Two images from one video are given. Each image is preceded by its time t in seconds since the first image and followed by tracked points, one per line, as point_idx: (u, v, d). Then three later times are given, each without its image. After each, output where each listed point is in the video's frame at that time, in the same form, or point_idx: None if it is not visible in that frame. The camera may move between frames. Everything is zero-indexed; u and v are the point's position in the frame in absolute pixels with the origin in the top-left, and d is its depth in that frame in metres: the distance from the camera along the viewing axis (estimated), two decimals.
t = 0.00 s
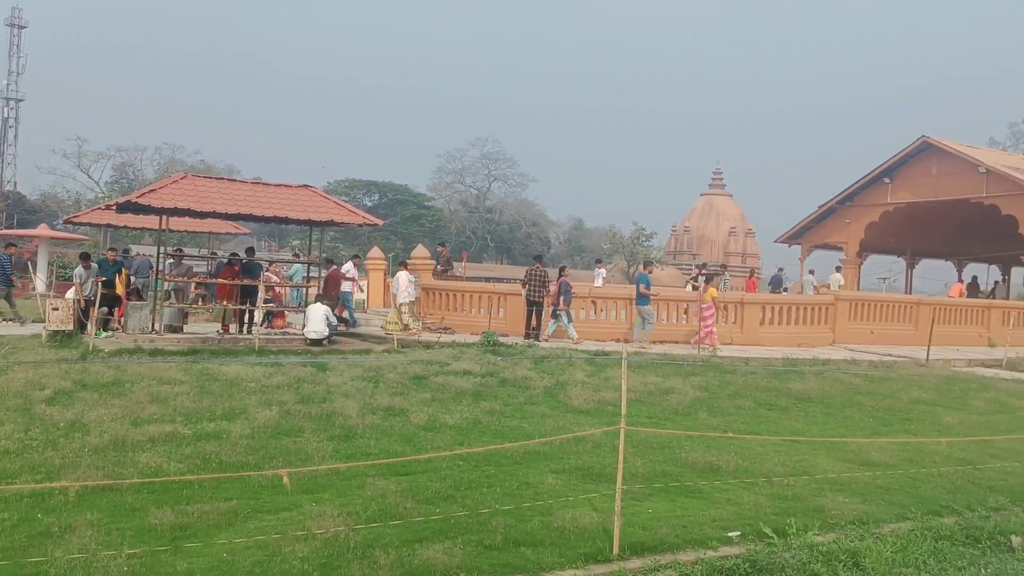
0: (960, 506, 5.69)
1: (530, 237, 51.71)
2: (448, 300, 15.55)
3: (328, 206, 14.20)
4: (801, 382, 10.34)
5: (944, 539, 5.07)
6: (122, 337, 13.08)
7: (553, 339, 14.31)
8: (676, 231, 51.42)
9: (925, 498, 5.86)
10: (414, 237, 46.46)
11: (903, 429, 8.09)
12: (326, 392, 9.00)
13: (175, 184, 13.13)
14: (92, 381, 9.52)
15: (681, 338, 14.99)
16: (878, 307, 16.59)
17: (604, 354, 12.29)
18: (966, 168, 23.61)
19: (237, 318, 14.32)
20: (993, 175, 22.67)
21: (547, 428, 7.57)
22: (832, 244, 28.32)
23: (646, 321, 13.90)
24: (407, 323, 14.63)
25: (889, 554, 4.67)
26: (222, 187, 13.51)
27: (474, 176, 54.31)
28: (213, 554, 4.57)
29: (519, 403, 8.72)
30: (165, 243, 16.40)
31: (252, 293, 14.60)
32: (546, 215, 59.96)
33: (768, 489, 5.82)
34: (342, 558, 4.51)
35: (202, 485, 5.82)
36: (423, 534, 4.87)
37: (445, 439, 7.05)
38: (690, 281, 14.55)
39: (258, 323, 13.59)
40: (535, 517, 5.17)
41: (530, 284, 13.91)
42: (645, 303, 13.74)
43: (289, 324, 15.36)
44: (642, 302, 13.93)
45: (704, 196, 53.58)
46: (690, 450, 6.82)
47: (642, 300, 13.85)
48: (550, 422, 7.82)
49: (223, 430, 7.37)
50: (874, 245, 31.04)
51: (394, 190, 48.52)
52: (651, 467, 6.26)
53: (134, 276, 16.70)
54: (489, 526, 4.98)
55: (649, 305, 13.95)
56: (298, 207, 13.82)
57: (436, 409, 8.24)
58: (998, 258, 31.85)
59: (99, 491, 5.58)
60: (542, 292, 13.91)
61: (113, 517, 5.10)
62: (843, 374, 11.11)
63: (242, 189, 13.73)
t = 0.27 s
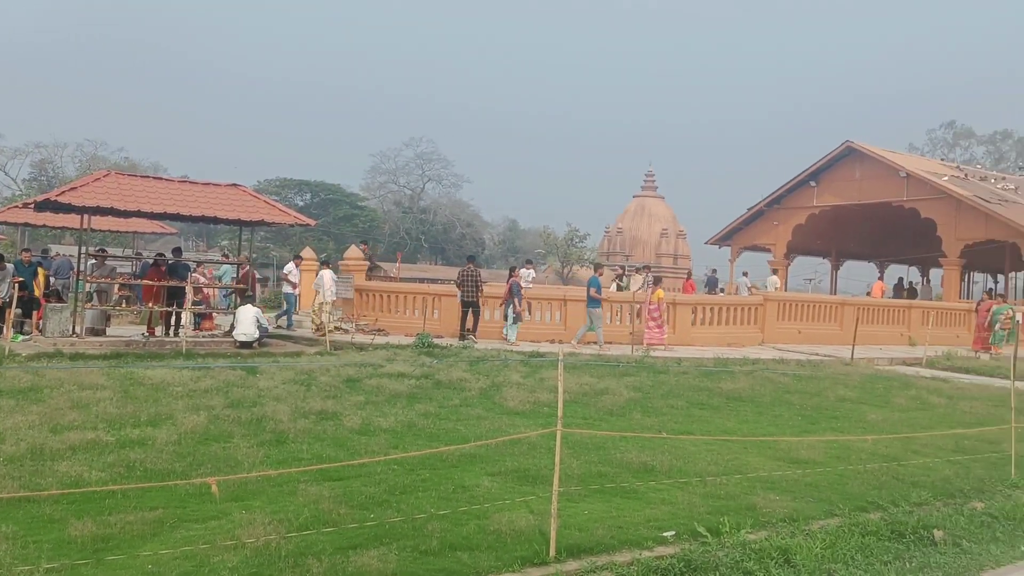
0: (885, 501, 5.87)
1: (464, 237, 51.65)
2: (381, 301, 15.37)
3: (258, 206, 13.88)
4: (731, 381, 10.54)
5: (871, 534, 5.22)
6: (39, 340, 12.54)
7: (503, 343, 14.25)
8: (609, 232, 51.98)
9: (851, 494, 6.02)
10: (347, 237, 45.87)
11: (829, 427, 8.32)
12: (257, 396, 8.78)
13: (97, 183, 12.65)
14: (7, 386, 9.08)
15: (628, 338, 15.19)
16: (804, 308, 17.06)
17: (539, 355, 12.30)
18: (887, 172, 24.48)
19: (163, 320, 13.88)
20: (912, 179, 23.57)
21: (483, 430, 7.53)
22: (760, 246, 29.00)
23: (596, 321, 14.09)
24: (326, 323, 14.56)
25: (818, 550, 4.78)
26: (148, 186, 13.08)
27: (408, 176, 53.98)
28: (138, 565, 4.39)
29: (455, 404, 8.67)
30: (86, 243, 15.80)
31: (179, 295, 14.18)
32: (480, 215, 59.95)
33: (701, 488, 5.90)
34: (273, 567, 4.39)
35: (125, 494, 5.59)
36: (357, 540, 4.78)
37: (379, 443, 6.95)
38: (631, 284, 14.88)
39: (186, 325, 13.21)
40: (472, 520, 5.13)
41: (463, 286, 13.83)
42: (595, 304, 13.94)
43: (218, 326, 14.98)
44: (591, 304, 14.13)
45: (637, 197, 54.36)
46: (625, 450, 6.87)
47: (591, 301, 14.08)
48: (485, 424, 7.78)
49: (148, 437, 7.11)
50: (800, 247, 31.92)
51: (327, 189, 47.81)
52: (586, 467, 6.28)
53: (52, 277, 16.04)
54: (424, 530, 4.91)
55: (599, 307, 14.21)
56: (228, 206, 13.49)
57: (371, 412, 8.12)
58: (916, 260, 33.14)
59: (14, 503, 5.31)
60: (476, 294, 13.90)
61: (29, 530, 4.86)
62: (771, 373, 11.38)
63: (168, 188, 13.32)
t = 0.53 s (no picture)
0: (818, 497, 6.02)
1: (403, 238, 51.33)
2: (319, 302, 15.15)
3: (191, 204, 13.54)
4: (670, 381, 10.69)
5: (805, 530, 5.34)
6: None
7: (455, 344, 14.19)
8: (549, 233, 52.25)
9: (785, 491, 6.16)
10: (284, 237, 45.07)
11: (764, 425, 8.50)
12: (190, 400, 8.55)
13: (20, 180, 12.15)
14: None
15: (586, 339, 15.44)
16: (739, 308, 17.41)
17: (480, 355, 12.28)
18: (818, 176, 25.15)
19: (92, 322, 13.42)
20: (842, 182, 24.27)
21: (423, 432, 7.47)
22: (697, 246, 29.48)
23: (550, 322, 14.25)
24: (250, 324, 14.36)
25: (754, 547, 4.88)
26: (75, 183, 12.62)
27: (346, 175, 53.36)
28: None
29: (395, 407, 8.58)
30: (8, 242, 15.17)
31: (108, 296, 13.73)
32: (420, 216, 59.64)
33: (640, 487, 5.96)
34: None
35: (51, 504, 5.38)
36: (295, 546, 4.69)
37: (317, 447, 6.83)
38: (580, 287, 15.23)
39: (116, 327, 12.79)
40: (412, 524, 5.08)
41: (405, 285, 13.79)
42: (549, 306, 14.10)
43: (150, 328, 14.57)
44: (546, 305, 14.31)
45: (576, 199, 54.82)
46: (565, 451, 6.90)
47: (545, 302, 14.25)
48: (425, 425, 7.73)
49: (75, 444, 6.86)
50: (735, 248, 32.55)
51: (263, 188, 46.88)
52: (527, 469, 6.28)
53: None
54: (364, 535, 4.85)
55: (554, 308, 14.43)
56: (160, 205, 13.12)
57: (309, 415, 7.98)
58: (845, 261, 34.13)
59: None
60: (418, 295, 13.84)
61: None
62: (708, 372, 11.57)
63: (96, 185, 12.88)
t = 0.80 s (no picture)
0: (767, 494, 6.14)
1: (354, 237, 50.95)
2: (269, 302, 14.93)
3: (137, 203, 13.24)
4: (621, 380, 10.79)
5: (755, 525, 5.44)
6: None
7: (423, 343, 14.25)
8: (500, 233, 52.33)
9: (736, 487, 6.27)
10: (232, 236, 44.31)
11: (714, 423, 8.63)
12: (137, 402, 8.35)
13: None
14: None
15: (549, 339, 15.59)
16: (691, 307, 17.66)
17: (433, 355, 12.25)
18: (765, 177, 25.63)
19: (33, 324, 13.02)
20: (789, 183, 24.79)
21: (376, 433, 7.42)
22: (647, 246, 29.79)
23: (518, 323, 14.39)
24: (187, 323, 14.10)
25: (707, 543, 4.95)
26: (15, 181, 12.24)
27: (296, 173, 52.73)
28: None
29: (347, 407, 8.51)
30: None
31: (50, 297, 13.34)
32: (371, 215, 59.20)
33: (594, 486, 6.00)
34: None
35: None
36: (247, 550, 4.62)
37: (269, 449, 6.73)
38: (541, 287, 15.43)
39: (58, 329, 12.44)
40: (366, 526, 5.04)
41: (365, 286, 13.85)
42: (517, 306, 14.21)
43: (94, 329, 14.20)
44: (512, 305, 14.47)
45: (528, 199, 55.04)
46: (519, 451, 6.92)
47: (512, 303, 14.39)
48: (378, 426, 7.67)
49: (16, 448, 6.64)
50: (685, 248, 33.00)
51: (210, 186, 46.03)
52: (481, 469, 6.28)
53: None
54: (317, 538, 4.80)
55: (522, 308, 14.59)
56: (104, 204, 12.79)
57: (259, 417, 7.86)
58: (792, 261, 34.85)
59: None
60: (379, 294, 13.94)
61: None
62: (660, 371, 11.70)
63: (37, 183, 12.51)
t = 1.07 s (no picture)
0: (727, 491, 6.23)
1: (313, 237, 50.51)
2: (229, 303, 14.73)
3: (90, 201, 12.95)
4: (583, 379, 10.84)
5: (716, 522, 5.52)
6: None
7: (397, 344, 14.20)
8: (461, 233, 52.26)
9: (697, 485, 6.35)
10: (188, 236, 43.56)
11: (674, 421, 8.72)
12: (91, 404, 8.18)
13: None
14: None
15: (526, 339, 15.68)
16: (651, 307, 17.81)
17: (394, 356, 12.18)
18: (723, 179, 25.96)
19: None
20: (747, 185, 25.14)
21: (337, 434, 7.37)
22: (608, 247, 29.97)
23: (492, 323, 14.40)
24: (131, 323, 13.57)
25: (668, 540, 5.01)
26: None
27: (253, 172, 52.06)
28: None
29: (308, 409, 8.43)
30: None
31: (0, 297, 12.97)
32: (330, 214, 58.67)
33: (557, 485, 6.03)
34: None
35: None
36: (208, 553, 4.55)
37: (228, 451, 6.64)
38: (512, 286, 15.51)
39: (9, 331, 12.12)
40: (329, 527, 5.00)
41: (330, 285, 13.91)
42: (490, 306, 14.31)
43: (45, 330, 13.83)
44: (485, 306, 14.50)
45: (488, 199, 55.06)
46: (482, 451, 6.93)
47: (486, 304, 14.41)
48: (340, 427, 7.62)
49: None
50: (644, 249, 33.25)
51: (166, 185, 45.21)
52: (444, 469, 6.27)
53: None
54: (279, 539, 4.75)
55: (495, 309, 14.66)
56: (57, 202, 12.49)
57: (218, 419, 7.75)
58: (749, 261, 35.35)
59: None
60: (343, 292, 14.01)
61: None
62: (621, 371, 11.77)
63: None
